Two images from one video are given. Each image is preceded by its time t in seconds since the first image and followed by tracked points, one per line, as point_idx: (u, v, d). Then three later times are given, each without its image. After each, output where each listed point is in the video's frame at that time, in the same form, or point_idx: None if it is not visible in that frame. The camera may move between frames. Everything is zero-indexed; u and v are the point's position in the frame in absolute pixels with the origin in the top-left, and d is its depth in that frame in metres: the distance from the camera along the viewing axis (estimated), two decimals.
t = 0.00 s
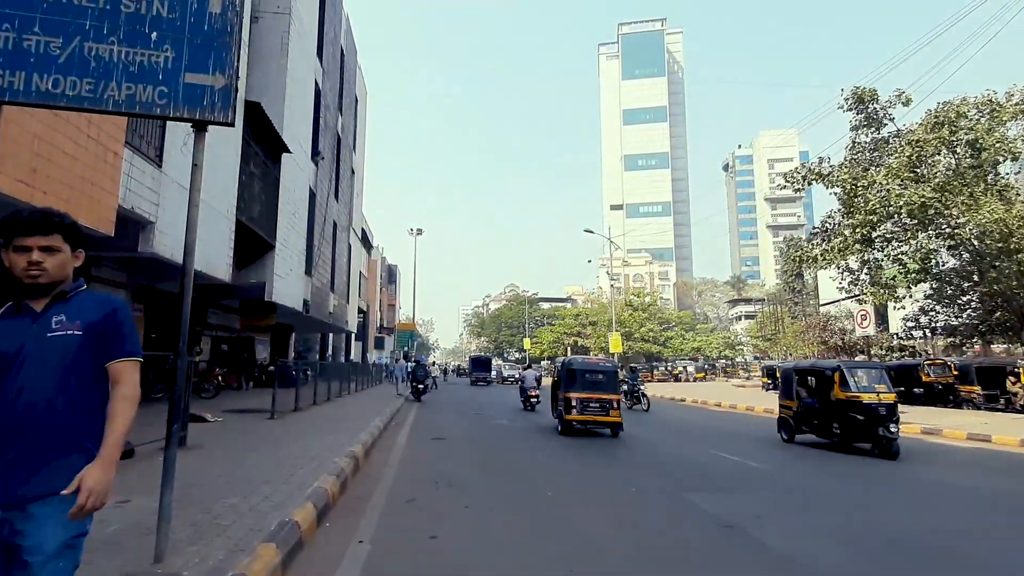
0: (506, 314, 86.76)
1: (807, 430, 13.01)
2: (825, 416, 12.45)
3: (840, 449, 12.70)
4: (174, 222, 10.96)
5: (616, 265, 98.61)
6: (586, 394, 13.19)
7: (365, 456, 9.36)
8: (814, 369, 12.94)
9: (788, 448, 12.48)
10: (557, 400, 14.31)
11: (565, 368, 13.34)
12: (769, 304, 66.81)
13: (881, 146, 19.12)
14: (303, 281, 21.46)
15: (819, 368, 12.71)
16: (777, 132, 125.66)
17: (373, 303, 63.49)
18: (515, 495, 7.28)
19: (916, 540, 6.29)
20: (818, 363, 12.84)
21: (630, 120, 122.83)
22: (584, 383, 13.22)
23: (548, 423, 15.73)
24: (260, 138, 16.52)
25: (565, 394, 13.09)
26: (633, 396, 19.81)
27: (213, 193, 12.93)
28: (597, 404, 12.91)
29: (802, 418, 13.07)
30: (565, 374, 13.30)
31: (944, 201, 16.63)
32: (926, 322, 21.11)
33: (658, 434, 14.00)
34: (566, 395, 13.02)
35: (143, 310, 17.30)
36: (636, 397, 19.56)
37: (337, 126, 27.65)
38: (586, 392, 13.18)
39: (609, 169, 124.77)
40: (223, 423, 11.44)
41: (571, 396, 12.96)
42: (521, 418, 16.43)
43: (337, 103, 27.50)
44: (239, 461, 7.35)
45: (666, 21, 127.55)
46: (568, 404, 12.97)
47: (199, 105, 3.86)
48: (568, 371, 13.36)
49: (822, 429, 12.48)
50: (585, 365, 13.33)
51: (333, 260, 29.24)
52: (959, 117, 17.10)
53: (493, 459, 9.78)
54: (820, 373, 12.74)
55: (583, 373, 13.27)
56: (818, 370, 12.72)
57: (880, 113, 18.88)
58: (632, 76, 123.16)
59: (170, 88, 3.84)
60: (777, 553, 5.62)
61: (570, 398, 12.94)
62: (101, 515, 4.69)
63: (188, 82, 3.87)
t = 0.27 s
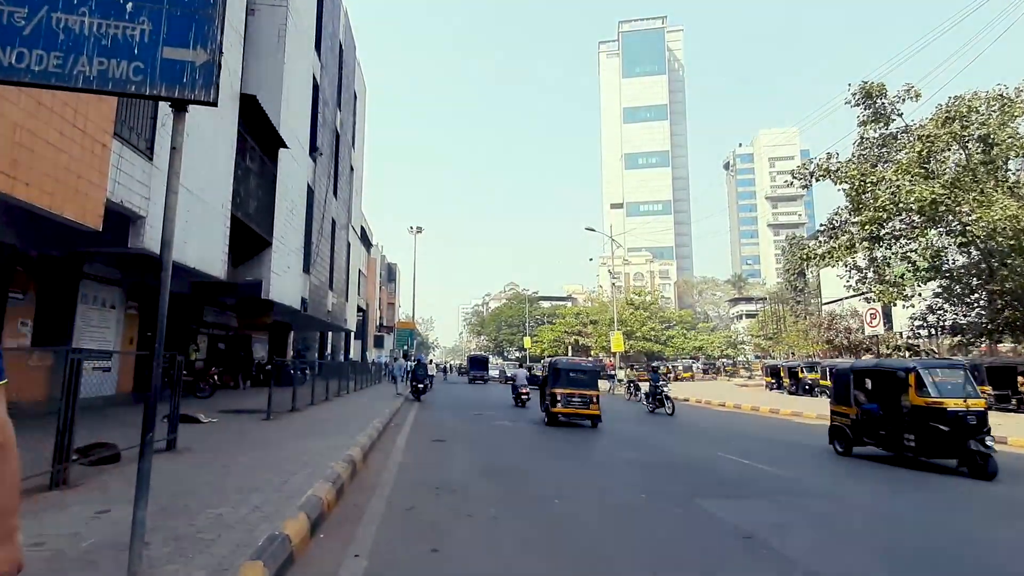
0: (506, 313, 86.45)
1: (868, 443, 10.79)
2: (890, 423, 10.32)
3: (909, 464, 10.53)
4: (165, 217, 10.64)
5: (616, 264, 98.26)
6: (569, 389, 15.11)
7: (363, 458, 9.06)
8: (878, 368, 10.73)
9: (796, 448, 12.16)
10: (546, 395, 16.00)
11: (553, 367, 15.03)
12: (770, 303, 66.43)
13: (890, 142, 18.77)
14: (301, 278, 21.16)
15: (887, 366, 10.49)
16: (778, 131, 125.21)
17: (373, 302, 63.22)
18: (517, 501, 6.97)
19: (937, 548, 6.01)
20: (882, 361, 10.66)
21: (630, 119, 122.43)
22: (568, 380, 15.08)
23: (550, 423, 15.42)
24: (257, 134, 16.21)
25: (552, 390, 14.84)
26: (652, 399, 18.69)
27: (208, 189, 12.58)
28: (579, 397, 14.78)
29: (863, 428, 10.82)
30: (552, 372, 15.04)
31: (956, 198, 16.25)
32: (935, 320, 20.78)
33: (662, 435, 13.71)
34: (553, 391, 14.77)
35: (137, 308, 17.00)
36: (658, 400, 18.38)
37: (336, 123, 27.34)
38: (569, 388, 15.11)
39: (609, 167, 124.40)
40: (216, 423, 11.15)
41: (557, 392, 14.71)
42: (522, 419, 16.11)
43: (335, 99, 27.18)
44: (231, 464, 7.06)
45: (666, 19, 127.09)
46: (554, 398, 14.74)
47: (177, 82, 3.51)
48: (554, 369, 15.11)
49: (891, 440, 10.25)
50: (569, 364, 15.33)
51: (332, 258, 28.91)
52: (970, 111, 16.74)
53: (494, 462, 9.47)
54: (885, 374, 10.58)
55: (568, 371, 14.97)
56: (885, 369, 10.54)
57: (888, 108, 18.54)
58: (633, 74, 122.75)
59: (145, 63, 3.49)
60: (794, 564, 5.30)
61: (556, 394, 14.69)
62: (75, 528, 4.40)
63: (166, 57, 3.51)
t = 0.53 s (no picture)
0: (507, 312, 86.11)
1: (962, 459, 8.96)
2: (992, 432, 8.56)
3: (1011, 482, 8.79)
4: (158, 211, 10.31)
5: (618, 263, 97.90)
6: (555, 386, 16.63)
7: (361, 459, 8.75)
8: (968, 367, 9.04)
9: (807, 448, 11.82)
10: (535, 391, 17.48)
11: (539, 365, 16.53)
12: (773, 302, 66.01)
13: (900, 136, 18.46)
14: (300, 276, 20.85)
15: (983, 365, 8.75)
16: (780, 129, 124.73)
17: (374, 302, 62.93)
18: (521, 504, 6.66)
19: (965, 553, 5.68)
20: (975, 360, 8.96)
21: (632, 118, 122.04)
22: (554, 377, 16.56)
23: (553, 423, 15.10)
24: (255, 128, 15.93)
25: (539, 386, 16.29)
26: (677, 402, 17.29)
27: (204, 184, 12.23)
28: (564, 392, 16.29)
29: (956, 441, 8.97)
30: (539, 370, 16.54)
31: (969, 192, 15.91)
32: (944, 318, 20.42)
33: (668, 435, 13.38)
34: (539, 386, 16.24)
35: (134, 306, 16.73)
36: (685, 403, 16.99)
37: (336, 119, 27.07)
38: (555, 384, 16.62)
39: (610, 166, 124.01)
40: (211, 423, 10.85)
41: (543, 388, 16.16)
42: (524, 419, 15.78)
43: (336, 96, 26.91)
44: (221, 467, 6.74)
45: (667, 18, 126.70)
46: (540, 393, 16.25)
47: (148, 50, 3.17)
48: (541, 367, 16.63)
49: (999, 456, 8.44)
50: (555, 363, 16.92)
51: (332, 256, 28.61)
52: (984, 104, 16.39)
53: (496, 463, 9.14)
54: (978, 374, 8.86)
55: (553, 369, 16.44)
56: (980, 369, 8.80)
57: (898, 101, 18.27)
58: (634, 73, 122.36)
59: (113, 28, 3.16)
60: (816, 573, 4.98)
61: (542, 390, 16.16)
62: (45, 537, 4.08)
63: (135, 22, 3.17)
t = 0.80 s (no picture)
0: (509, 312, 85.78)
1: None
2: None
3: None
4: (151, 207, 9.97)
5: (619, 263, 97.64)
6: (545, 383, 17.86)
7: (360, 463, 8.44)
8: None
9: (819, 451, 11.49)
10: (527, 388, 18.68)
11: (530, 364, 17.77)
12: (776, 301, 65.56)
13: (910, 131, 18.05)
14: (299, 274, 20.53)
15: None
16: (783, 128, 124.15)
17: (375, 301, 62.66)
18: (527, 514, 6.34)
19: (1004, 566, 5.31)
20: None
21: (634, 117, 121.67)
22: (544, 376, 17.81)
23: (556, 425, 14.78)
24: (253, 124, 15.63)
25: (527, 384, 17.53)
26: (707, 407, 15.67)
27: (200, 181, 11.88)
28: (553, 389, 17.52)
29: None
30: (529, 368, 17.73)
31: (983, 188, 15.48)
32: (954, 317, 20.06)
33: (676, 438, 12.99)
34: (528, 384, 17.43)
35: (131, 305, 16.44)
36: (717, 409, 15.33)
37: (336, 116, 26.77)
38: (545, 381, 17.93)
39: (612, 165, 123.53)
40: (206, 425, 10.54)
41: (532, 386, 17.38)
42: (527, 420, 15.46)
43: (336, 93, 26.62)
44: (211, 474, 6.40)
45: (669, 16, 126.30)
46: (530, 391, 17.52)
47: (112, 19, 2.85)
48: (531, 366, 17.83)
49: None
50: (545, 362, 18.16)
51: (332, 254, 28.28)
52: (997, 98, 15.99)
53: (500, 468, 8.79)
54: None
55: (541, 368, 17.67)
56: None
57: (907, 96, 17.88)
58: (636, 72, 121.94)
59: None
60: None
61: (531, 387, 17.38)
62: (9, 555, 3.74)
63: None
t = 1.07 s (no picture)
0: (511, 312, 85.42)
1: None
2: None
3: None
4: (142, 202, 9.63)
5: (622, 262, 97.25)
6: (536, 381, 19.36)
7: (358, 467, 8.09)
8: None
9: (833, 454, 11.10)
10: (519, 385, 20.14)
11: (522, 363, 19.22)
12: (780, 301, 65.15)
13: (921, 126, 17.67)
14: (298, 273, 20.26)
15: None
16: (785, 127, 123.65)
17: (377, 301, 62.36)
18: (534, 521, 5.99)
19: None
20: None
21: (636, 116, 121.29)
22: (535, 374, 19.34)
23: (561, 427, 14.41)
24: (251, 119, 15.31)
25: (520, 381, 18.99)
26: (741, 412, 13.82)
27: (195, 175, 11.53)
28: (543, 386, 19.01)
29: None
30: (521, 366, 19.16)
31: (998, 183, 15.07)
32: (964, 316, 19.70)
33: (682, 439, 12.68)
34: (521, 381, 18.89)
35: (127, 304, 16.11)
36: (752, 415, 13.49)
37: (336, 114, 26.45)
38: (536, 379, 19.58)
39: (614, 165, 123.12)
40: (199, 426, 10.20)
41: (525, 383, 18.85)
42: (530, 421, 15.11)
43: (336, 90, 26.32)
44: (200, 478, 6.12)
45: (672, 16, 125.90)
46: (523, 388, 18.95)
47: None
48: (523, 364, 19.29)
49: None
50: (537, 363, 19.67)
51: (332, 253, 28.01)
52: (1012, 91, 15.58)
53: (502, 471, 8.50)
54: None
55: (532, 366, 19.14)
56: None
57: (918, 91, 17.51)
58: (638, 71, 121.57)
59: None
60: None
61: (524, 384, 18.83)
62: None
63: None
